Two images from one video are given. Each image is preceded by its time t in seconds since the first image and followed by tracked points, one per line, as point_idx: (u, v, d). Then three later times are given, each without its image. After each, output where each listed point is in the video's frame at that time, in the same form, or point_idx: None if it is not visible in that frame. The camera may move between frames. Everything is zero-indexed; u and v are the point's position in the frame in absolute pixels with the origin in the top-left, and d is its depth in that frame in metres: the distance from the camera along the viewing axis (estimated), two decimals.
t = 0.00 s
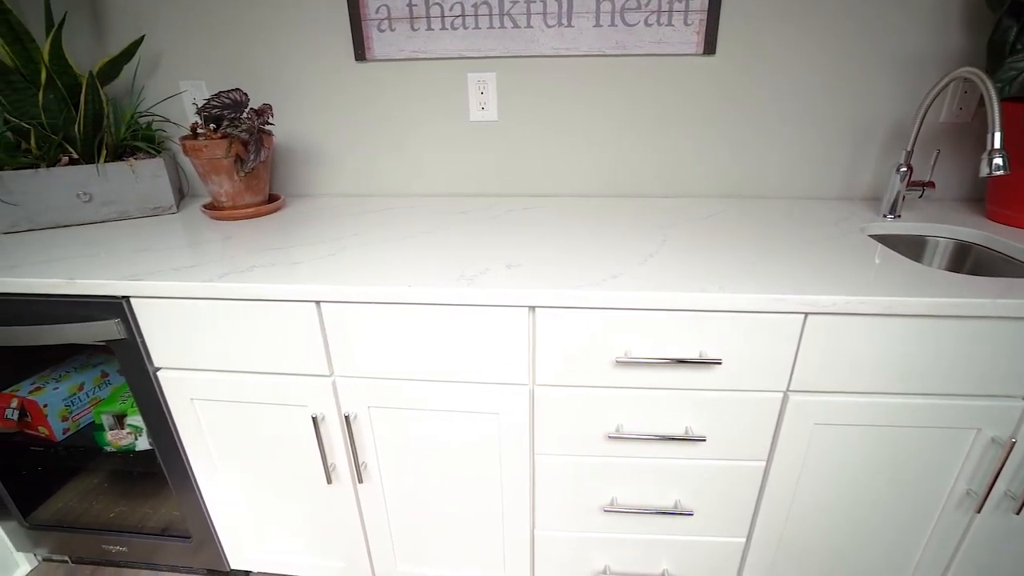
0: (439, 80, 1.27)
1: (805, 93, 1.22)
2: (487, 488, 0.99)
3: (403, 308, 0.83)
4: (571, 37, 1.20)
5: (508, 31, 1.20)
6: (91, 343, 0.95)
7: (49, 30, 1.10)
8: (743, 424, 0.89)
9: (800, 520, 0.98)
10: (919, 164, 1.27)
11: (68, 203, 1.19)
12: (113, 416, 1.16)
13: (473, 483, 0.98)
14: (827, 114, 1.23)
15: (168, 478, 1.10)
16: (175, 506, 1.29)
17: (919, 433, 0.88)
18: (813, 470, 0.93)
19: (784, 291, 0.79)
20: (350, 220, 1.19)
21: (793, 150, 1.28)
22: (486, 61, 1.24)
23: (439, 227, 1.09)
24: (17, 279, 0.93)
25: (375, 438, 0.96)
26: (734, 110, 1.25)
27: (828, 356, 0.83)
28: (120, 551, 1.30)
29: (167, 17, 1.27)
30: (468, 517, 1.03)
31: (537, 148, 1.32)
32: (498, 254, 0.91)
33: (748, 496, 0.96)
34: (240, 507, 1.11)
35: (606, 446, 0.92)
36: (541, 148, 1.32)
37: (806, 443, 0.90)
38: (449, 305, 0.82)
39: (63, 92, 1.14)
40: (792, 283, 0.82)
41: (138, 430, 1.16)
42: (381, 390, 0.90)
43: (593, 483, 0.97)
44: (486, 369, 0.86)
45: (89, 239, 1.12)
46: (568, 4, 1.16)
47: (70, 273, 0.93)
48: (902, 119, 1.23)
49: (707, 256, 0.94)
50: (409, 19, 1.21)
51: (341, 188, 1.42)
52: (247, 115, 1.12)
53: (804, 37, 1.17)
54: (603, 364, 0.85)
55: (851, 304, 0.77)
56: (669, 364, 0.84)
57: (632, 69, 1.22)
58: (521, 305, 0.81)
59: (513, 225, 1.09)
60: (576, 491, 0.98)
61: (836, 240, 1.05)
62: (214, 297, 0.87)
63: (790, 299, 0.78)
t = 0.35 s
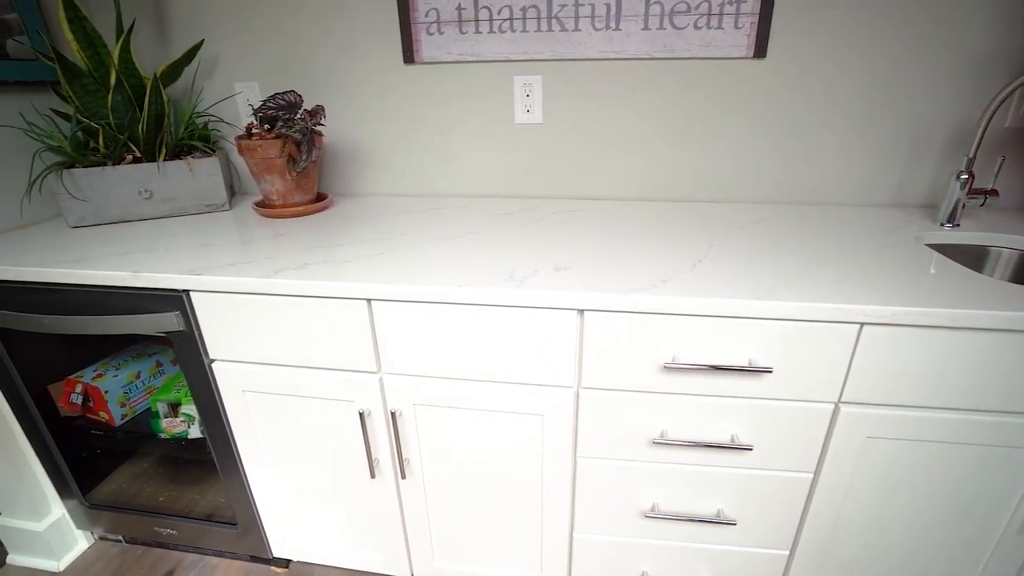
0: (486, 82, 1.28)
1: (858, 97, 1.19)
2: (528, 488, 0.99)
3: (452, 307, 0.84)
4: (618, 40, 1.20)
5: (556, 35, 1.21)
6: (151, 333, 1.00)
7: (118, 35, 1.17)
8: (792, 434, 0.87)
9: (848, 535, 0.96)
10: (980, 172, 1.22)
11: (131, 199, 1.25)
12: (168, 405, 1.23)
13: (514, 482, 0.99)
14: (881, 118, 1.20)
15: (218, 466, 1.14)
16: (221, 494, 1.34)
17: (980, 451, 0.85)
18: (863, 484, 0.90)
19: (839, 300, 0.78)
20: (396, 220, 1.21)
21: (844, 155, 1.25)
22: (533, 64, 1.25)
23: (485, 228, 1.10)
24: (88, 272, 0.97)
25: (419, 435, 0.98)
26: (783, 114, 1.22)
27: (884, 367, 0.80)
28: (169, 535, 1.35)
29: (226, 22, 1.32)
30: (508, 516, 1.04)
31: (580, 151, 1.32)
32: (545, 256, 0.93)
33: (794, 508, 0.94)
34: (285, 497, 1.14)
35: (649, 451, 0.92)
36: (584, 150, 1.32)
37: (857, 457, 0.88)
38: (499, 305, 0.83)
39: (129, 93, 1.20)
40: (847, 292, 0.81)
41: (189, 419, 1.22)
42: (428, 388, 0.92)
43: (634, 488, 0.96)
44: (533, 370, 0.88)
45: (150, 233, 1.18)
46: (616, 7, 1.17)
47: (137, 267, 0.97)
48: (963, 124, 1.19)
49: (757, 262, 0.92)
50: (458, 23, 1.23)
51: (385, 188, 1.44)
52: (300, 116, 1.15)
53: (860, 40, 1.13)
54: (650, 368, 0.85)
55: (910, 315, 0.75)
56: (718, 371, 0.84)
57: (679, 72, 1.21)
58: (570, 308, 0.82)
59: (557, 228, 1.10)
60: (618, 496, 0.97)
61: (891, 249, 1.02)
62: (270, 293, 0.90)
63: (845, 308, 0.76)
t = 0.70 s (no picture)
0: (533, 87, 1.29)
1: (920, 105, 1.15)
2: (569, 492, 1.00)
3: (501, 310, 0.85)
4: (669, 46, 1.19)
5: (606, 40, 1.21)
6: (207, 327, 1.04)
7: (184, 40, 1.23)
8: (844, 451, 0.85)
9: (900, 559, 0.92)
10: None
11: (190, 197, 1.30)
12: (219, 396, 1.26)
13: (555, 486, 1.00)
14: (943, 127, 1.16)
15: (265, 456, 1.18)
16: (264, 484, 1.38)
17: None
18: (920, 507, 0.87)
19: (900, 315, 0.75)
20: (442, 222, 1.22)
21: (902, 164, 1.21)
22: (581, 70, 1.25)
23: (532, 233, 1.11)
24: (152, 266, 1.01)
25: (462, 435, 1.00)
26: (838, 122, 1.19)
27: (946, 386, 0.78)
28: (215, 521, 1.39)
29: (284, 27, 1.37)
30: (547, 520, 1.04)
31: (626, 157, 1.32)
32: (593, 262, 0.95)
33: (844, 527, 0.92)
34: (328, 491, 1.17)
35: (694, 462, 0.91)
36: (631, 156, 1.31)
37: (914, 478, 0.84)
38: (548, 310, 0.84)
39: (192, 95, 1.26)
40: (908, 307, 0.78)
41: (240, 411, 1.25)
42: (473, 389, 0.94)
43: (677, 498, 0.95)
44: (579, 375, 0.88)
45: (207, 230, 1.22)
46: (668, 13, 1.16)
47: (198, 262, 1.01)
48: None
49: (811, 273, 0.91)
50: (508, 28, 1.24)
51: (430, 190, 1.46)
52: (353, 120, 1.18)
53: (923, 46, 1.10)
54: (698, 378, 0.85)
55: (976, 333, 0.73)
56: (769, 383, 0.82)
57: (731, 79, 1.20)
58: (620, 314, 0.82)
59: (603, 233, 1.11)
60: (659, 505, 0.97)
61: (954, 262, 0.98)
62: (323, 291, 0.92)
63: (907, 323, 0.74)
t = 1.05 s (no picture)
0: (575, 97, 1.30)
1: (978, 118, 1.11)
2: (603, 504, 0.99)
3: (543, 320, 0.87)
4: (714, 57, 1.18)
5: (649, 51, 1.21)
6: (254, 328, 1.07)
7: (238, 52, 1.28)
8: (892, 475, 0.82)
9: None
10: None
11: (240, 201, 1.35)
12: (262, 395, 1.30)
13: (589, 497, 1.00)
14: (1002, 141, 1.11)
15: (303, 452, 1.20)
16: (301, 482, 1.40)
17: None
18: (972, 536, 0.84)
19: (956, 337, 0.73)
20: (482, 230, 1.24)
21: (957, 179, 1.17)
22: (624, 81, 1.26)
23: (572, 244, 1.12)
24: (204, 269, 1.05)
25: (499, 442, 1.01)
26: (888, 135, 1.16)
27: (1004, 412, 0.75)
28: (253, 516, 1.43)
29: (333, 38, 1.41)
30: (581, 530, 1.04)
31: (666, 168, 1.31)
32: (634, 274, 0.95)
33: (890, 553, 0.89)
34: (364, 492, 1.19)
35: (733, 479, 0.90)
36: (671, 167, 1.31)
37: (967, 506, 0.81)
38: (590, 321, 0.85)
39: (244, 104, 1.30)
40: (964, 328, 0.76)
41: (282, 410, 1.28)
42: (512, 397, 0.95)
43: (714, 515, 0.94)
44: (618, 387, 0.88)
45: (255, 233, 1.26)
46: (714, 24, 1.16)
47: (247, 266, 1.05)
48: None
49: (860, 290, 0.89)
50: (552, 39, 1.25)
51: (470, 198, 1.48)
52: (399, 128, 1.21)
53: (982, 57, 1.06)
54: (740, 395, 0.84)
55: None
56: (814, 402, 0.81)
57: (777, 91, 1.18)
58: (662, 328, 0.82)
59: (643, 245, 1.11)
60: (696, 522, 0.95)
61: (1012, 282, 0.94)
62: (368, 296, 0.94)
63: (963, 345, 0.72)
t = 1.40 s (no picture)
0: (608, 119, 1.31)
1: None
2: (632, 529, 0.99)
3: (576, 343, 0.88)
4: (749, 80, 1.18)
5: (683, 74, 1.22)
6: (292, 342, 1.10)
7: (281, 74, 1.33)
8: (934, 511, 0.80)
9: None
10: None
11: (279, 217, 1.39)
12: (295, 407, 1.32)
13: (618, 521, 0.99)
14: None
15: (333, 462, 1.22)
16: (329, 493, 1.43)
17: None
18: None
19: (1004, 373, 0.71)
20: (514, 249, 1.26)
21: (1005, 206, 1.13)
22: (658, 103, 1.26)
23: (605, 266, 1.13)
24: (244, 284, 1.09)
25: (529, 463, 1.01)
26: (929, 159, 1.14)
27: None
28: (282, 525, 1.45)
29: (372, 60, 1.45)
30: (609, 554, 1.03)
31: (699, 190, 1.31)
32: (667, 299, 0.95)
33: None
34: (392, 507, 1.21)
35: (766, 509, 0.88)
36: (704, 189, 1.31)
37: (1017, 550, 0.78)
38: (623, 345, 0.85)
39: (285, 123, 1.35)
40: (1013, 363, 0.73)
41: (315, 423, 1.31)
42: (544, 418, 0.96)
43: (746, 545, 0.92)
44: (649, 412, 0.88)
45: (292, 249, 1.30)
46: (749, 48, 1.16)
47: (285, 282, 1.08)
48: None
49: (900, 320, 0.87)
50: (586, 62, 1.27)
51: (501, 216, 1.50)
52: (435, 149, 1.24)
53: None
54: (774, 424, 0.83)
55: None
56: (852, 434, 0.79)
57: (813, 114, 1.18)
58: (696, 355, 0.82)
59: (675, 270, 1.11)
60: (727, 551, 0.94)
61: None
62: (402, 315, 0.96)
63: (1011, 382, 0.70)
